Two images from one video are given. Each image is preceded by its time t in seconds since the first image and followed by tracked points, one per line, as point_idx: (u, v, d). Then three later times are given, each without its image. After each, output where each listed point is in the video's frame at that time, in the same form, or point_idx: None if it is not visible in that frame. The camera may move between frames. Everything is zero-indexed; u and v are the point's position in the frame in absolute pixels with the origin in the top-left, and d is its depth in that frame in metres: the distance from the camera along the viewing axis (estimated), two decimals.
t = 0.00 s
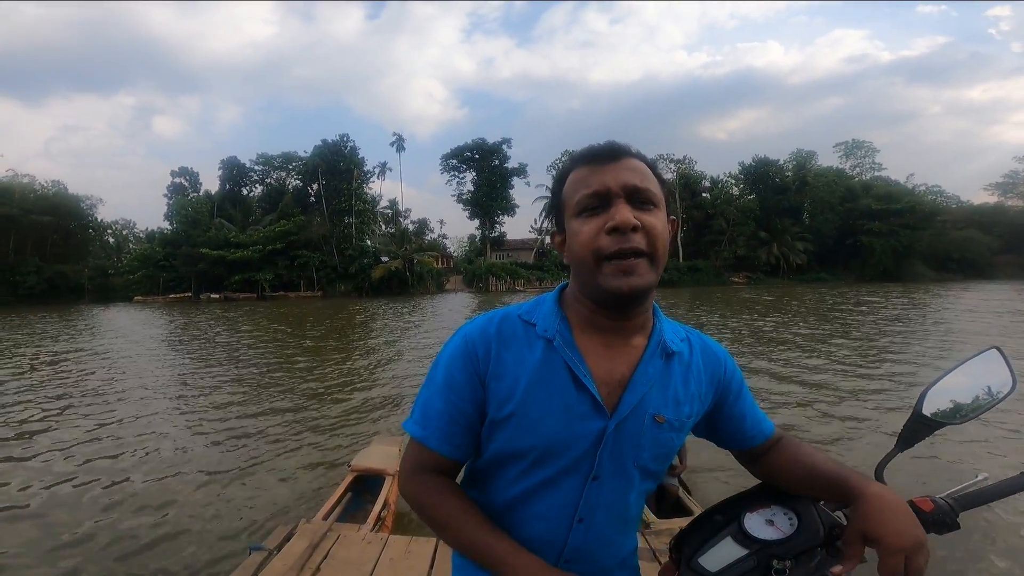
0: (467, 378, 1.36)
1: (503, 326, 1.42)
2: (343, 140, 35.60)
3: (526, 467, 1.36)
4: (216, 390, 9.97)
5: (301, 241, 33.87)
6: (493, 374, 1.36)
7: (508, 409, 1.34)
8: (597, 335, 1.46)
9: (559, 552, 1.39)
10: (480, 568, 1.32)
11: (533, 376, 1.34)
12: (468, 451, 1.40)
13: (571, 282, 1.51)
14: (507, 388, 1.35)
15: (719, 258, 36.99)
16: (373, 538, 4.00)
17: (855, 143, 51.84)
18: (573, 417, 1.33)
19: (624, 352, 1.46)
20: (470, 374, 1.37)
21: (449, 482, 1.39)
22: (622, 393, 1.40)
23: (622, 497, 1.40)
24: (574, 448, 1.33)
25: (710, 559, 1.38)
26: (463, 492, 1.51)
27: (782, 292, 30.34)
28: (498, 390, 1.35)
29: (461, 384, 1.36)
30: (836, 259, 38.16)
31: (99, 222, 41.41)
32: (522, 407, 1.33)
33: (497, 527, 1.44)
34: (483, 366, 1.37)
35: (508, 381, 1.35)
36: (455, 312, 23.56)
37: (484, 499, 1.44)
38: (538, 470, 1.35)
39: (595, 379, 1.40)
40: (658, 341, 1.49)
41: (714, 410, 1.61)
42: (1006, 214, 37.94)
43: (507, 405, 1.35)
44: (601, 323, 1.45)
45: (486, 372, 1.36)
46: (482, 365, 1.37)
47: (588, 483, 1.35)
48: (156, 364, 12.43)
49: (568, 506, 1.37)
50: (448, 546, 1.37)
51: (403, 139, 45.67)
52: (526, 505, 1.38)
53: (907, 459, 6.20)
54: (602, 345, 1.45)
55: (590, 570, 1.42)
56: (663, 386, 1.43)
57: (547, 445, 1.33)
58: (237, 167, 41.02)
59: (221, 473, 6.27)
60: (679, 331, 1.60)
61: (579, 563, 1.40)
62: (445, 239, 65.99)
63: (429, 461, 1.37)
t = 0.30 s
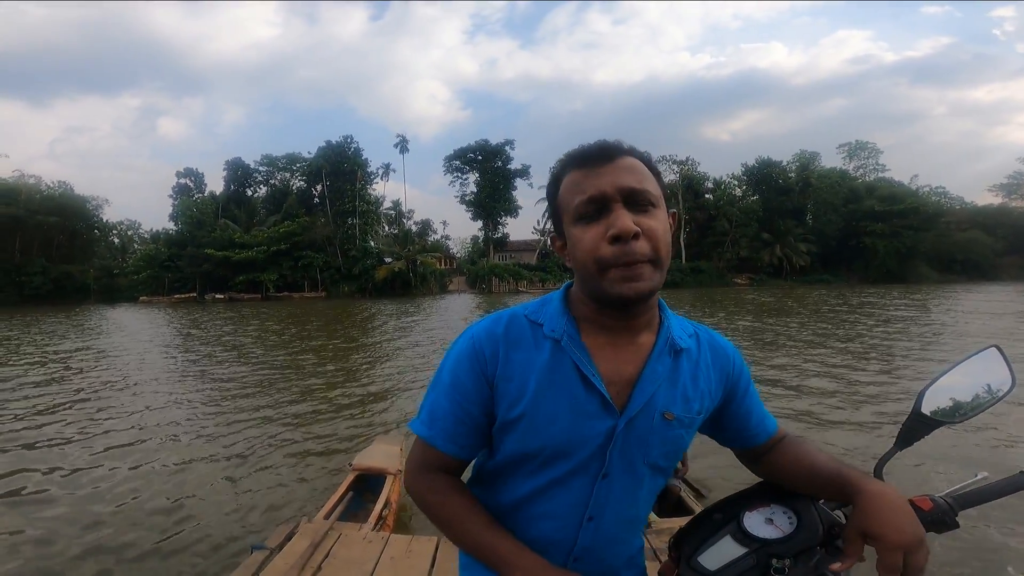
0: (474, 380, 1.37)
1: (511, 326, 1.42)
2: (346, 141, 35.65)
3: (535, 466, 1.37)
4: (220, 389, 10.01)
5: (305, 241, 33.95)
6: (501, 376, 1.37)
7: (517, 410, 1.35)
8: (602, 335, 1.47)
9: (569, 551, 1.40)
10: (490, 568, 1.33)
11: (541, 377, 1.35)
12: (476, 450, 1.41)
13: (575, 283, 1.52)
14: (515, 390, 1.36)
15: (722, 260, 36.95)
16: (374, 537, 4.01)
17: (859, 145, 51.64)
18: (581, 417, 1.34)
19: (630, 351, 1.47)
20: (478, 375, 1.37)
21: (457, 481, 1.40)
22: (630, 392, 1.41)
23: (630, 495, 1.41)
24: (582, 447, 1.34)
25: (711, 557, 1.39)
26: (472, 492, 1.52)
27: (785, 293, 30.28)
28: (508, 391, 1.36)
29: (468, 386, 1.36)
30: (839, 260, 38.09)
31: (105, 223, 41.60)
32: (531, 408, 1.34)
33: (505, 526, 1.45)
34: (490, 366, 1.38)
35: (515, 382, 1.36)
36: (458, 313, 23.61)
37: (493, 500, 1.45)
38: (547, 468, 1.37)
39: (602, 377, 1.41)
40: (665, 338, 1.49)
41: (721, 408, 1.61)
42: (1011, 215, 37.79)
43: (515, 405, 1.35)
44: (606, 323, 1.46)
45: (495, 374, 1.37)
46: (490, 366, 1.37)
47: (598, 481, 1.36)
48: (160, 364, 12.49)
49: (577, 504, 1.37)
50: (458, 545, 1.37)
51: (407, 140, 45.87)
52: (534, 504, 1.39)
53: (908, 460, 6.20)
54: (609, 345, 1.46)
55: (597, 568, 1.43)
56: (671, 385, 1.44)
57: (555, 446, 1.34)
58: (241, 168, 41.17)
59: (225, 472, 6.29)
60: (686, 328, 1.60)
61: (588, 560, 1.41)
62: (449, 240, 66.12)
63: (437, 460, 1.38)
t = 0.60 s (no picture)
0: (481, 374, 1.38)
1: (517, 323, 1.43)
2: (349, 139, 35.67)
3: (542, 459, 1.38)
4: (225, 386, 10.11)
5: (308, 238, 33.99)
6: (507, 370, 1.38)
7: (524, 404, 1.36)
8: (608, 330, 1.47)
9: (578, 544, 1.41)
10: (498, 562, 1.34)
11: (548, 370, 1.36)
12: (483, 445, 1.42)
13: (579, 279, 1.52)
14: (522, 383, 1.36)
15: (725, 257, 36.88)
16: (375, 534, 4.02)
17: (863, 142, 51.37)
18: (588, 409, 1.35)
19: (637, 345, 1.47)
20: (485, 370, 1.38)
21: (464, 475, 1.41)
22: (638, 386, 1.42)
23: (638, 489, 1.42)
24: (591, 441, 1.35)
25: (711, 552, 1.39)
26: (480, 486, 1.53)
27: (788, 290, 30.18)
28: (514, 386, 1.36)
29: (476, 380, 1.37)
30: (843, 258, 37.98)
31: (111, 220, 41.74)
32: (537, 402, 1.35)
33: (512, 521, 1.46)
34: (497, 361, 1.38)
35: (521, 375, 1.37)
36: (461, 309, 23.62)
37: (500, 495, 1.46)
38: (555, 462, 1.38)
39: (610, 371, 1.42)
40: (674, 332, 1.50)
41: (730, 404, 1.61)
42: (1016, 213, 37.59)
43: (523, 399, 1.36)
44: (611, 318, 1.46)
45: (501, 368, 1.38)
46: (496, 362, 1.38)
47: (606, 475, 1.37)
48: (165, 360, 12.59)
49: (586, 498, 1.38)
50: (466, 539, 1.39)
51: (410, 137, 45.94)
52: (541, 498, 1.40)
53: (910, 459, 6.19)
54: (616, 339, 1.46)
55: (606, 563, 1.44)
56: (679, 379, 1.45)
57: (562, 440, 1.35)
58: (245, 165, 41.25)
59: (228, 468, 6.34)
60: (695, 322, 1.61)
61: (597, 555, 1.42)
62: (452, 237, 66.15)
63: (445, 454, 1.40)
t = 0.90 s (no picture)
0: (489, 374, 1.39)
1: (524, 324, 1.44)
2: (357, 138, 35.82)
3: (550, 459, 1.39)
4: (234, 385, 10.22)
5: (318, 238, 34.16)
6: (515, 370, 1.39)
7: (532, 405, 1.37)
8: (615, 331, 1.48)
9: (583, 545, 1.42)
10: (504, 561, 1.36)
11: (556, 371, 1.37)
12: (491, 445, 1.44)
13: (589, 280, 1.53)
14: (529, 384, 1.37)
15: (733, 254, 36.71)
16: (383, 533, 4.05)
17: (873, 138, 50.94)
18: (595, 411, 1.36)
19: (645, 345, 1.48)
20: (493, 371, 1.39)
21: (471, 474, 1.42)
22: (644, 386, 1.43)
23: (644, 490, 1.43)
24: (597, 442, 1.36)
25: (719, 551, 1.39)
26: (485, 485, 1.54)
27: (798, 287, 29.99)
28: (521, 387, 1.38)
29: (483, 382, 1.39)
30: (853, 254, 37.70)
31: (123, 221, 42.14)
32: (544, 403, 1.36)
33: (519, 520, 1.47)
34: (505, 362, 1.40)
35: (529, 377, 1.38)
36: (469, 308, 23.68)
37: (507, 494, 1.47)
38: (562, 462, 1.39)
39: (617, 371, 1.42)
40: (680, 332, 1.51)
41: (736, 404, 1.62)
42: None
43: (530, 400, 1.37)
44: (620, 319, 1.46)
45: (509, 370, 1.39)
46: (505, 363, 1.39)
47: (613, 475, 1.38)
48: (175, 360, 12.73)
49: (592, 497, 1.39)
50: (473, 538, 1.39)
51: (417, 137, 46.21)
52: (547, 497, 1.41)
53: (919, 456, 6.15)
54: (624, 340, 1.47)
55: (610, 563, 1.45)
56: (686, 379, 1.46)
57: (569, 440, 1.36)
58: (254, 166, 41.56)
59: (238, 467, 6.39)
60: (701, 322, 1.61)
61: (601, 554, 1.43)
62: (460, 235, 66.32)
63: (453, 454, 1.41)
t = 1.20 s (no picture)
0: (501, 373, 1.40)
1: (536, 323, 1.45)
2: (370, 138, 36.04)
3: (560, 458, 1.40)
4: (247, 381, 10.37)
5: (330, 237, 34.37)
6: (527, 370, 1.40)
7: (543, 404, 1.38)
8: (627, 331, 1.48)
9: (592, 544, 1.43)
10: (512, 561, 1.37)
11: (567, 371, 1.38)
12: (502, 445, 1.44)
13: (604, 280, 1.53)
14: (542, 383, 1.38)
15: (745, 257, 36.47)
16: (387, 532, 4.07)
17: (889, 141, 50.35)
18: (607, 410, 1.37)
19: (657, 346, 1.48)
20: (505, 370, 1.40)
21: (481, 472, 1.44)
22: (656, 386, 1.43)
23: (654, 490, 1.43)
24: (608, 441, 1.37)
25: (730, 556, 1.40)
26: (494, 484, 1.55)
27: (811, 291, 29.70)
28: (533, 385, 1.39)
29: (495, 380, 1.40)
30: (868, 258, 37.27)
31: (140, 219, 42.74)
32: (555, 401, 1.37)
33: (527, 517, 1.48)
34: (517, 361, 1.40)
35: (542, 376, 1.38)
36: (479, 308, 23.73)
37: (516, 493, 1.48)
38: (571, 461, 1.40)
39: (628, 372, 1.43)
40: (692, 333, 1.51)
41: (747, 405, 1.62)
42: None
43: (542, 399, 1.38)
44: (632, 319, 1.47)
45: (521, 368, 1.40)
46: (516, 362, 1.40)
47: (622, 474, 1.39)
48: (189, 356, 12.93)
49: (602, 497, 1.40)
50: (481, 536, 1.41)
51: (429, 137, 46.47)
52: (556, 496, 1.42)
53: (929, 464, 6.07)
54: (635, 341, 1.48)
55: (617, 563, 1.46)
56: (697, 380, 1.46)
57: (579, 440, 1.37)
58: (268, 165, 41.97)
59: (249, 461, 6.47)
60: (713, 323, 1.62)
61: (608, 554, 1.44)
62: (471, 236, 66.47)
63: (462, 452, 1.42)
